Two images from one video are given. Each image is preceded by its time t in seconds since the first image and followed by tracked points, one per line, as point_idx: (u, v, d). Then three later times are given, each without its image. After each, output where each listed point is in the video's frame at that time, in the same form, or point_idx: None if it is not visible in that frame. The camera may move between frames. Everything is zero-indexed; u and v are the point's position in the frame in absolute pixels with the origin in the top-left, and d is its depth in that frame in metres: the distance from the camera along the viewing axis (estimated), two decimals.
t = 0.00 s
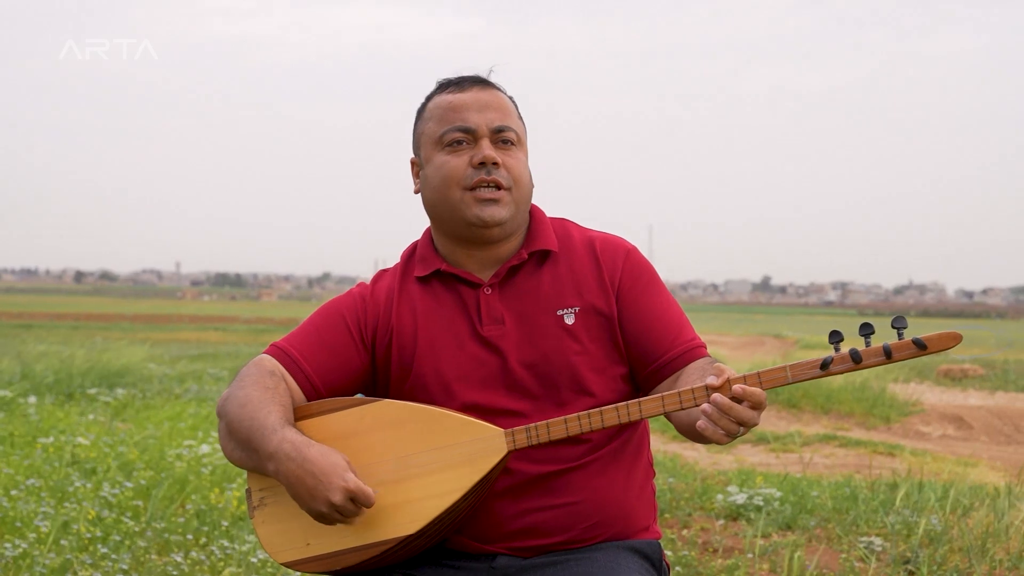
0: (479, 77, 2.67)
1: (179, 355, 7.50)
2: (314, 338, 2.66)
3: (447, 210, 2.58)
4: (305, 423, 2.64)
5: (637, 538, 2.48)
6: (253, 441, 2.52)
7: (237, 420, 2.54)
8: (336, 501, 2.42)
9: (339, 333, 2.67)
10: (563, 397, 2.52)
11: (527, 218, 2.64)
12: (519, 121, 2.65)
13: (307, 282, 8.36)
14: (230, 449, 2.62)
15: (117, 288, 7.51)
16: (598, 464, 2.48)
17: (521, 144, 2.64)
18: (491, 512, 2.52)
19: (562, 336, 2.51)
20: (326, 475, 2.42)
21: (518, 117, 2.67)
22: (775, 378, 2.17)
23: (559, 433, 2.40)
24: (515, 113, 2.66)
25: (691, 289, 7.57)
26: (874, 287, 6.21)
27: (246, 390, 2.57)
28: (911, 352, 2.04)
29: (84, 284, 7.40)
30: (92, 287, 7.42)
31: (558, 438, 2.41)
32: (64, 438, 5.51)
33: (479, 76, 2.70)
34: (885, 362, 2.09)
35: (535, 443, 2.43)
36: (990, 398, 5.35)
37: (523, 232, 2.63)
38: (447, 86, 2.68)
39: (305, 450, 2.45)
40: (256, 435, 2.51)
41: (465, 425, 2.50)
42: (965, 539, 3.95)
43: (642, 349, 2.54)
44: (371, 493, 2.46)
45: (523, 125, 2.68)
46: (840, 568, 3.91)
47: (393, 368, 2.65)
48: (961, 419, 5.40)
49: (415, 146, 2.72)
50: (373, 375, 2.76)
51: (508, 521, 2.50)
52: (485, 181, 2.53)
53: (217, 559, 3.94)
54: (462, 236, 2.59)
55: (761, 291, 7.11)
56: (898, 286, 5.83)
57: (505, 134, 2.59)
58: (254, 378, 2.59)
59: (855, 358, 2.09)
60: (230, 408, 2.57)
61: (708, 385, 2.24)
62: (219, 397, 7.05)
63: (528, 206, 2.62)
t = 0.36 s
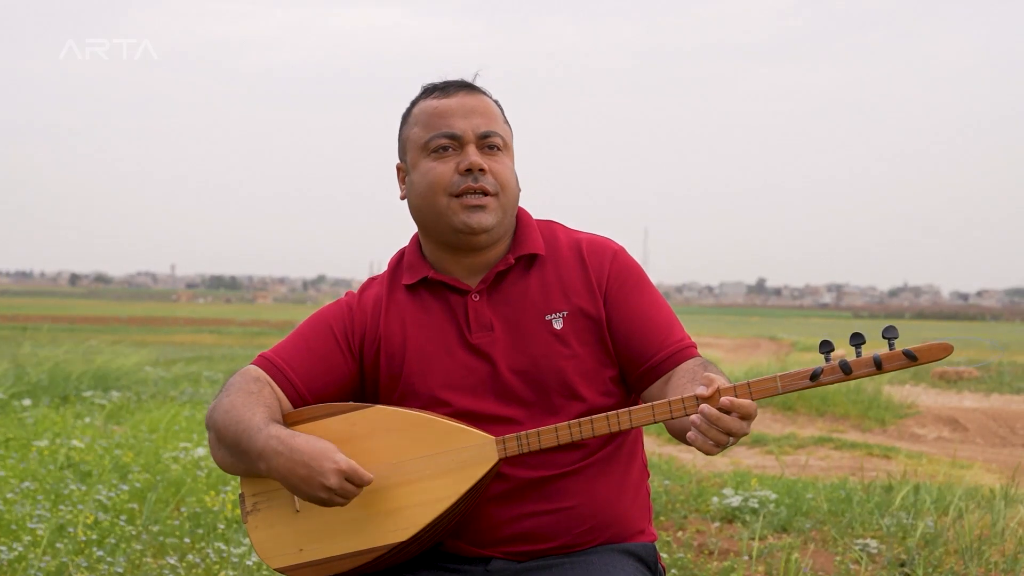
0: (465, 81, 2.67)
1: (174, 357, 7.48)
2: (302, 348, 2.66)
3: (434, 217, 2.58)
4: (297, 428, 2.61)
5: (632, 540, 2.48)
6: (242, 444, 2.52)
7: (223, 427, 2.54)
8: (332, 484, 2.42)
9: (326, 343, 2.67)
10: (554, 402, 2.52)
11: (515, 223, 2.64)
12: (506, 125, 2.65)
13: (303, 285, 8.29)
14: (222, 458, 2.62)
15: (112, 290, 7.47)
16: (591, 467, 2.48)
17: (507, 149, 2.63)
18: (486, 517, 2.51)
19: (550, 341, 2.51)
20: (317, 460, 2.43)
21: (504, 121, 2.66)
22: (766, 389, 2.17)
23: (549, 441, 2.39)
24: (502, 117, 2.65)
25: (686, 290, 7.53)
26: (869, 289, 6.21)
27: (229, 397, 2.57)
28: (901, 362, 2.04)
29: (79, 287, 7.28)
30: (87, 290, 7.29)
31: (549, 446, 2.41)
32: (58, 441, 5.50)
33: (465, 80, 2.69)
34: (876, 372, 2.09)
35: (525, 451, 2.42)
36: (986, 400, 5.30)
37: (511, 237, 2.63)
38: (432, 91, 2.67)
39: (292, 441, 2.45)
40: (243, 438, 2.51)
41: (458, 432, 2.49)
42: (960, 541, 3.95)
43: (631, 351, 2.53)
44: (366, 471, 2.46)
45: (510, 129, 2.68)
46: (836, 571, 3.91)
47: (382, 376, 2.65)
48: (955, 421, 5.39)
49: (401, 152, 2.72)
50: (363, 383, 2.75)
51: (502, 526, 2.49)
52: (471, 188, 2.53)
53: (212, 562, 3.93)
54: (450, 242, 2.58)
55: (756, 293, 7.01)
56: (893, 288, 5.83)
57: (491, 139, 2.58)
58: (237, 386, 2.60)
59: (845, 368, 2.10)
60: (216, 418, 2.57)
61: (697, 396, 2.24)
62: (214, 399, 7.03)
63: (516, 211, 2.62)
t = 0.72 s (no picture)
0: (466, 84, 2.66)
1: (173, 358, 7.48)
2: (304, 349, 2.66)
3: (436, 222, 2.58)
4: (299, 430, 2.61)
5: (633, 541, 2.48)
6: (244, 445, 2.51)
7: (225, 427, 2.54)
8: (331, 492, 2.42)
9: (328, 343, 2.67)
10: (555, 404, 2.52)
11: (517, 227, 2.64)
12: (507, 129, 2.64)
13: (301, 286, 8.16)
14: (222, 457, 2.62)
15: (111, 290, 7.47)
16: (594, 469, 2.48)
17: (509, 152, 2.63)
18: (487, 518, 2.51)
19: (552, 343, 2.51)
20: (319, 467, 2.42)
21: (506, 125, 2.66)
22: (773, 401, 2.17)
23: (555, 448, 2.39)
24: (503, 121, 2.65)
25: (685, 290, 7.47)
26: (868, 290, 6.22)
27: (232, 397, 2.56)
28: (909, 377, 2.05)
29: (78, 287, 7.30)
30: (86, 290, 7.31)
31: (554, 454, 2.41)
32: (58, 442, 5.50)
33: (466, 83, 2.69)
34: (884, 386, 2.10)
35: (531, 457, 2.42)
36: (984, 401, 5.31)
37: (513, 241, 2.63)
38: (432, 94, 2.67)
39: (294, 447, 2.45)
40: (245, 439, 2.51)
41: (461, 435, 2.49)
42: (960, 542, 3.96)
43: (632, 353, 2.53)
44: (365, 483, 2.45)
45: (511, 132, 2.68)
46: (836, 571, 3.93)
47: (383, 377, 2.65)
48: (955, 422, 5.41)
49: (403, 155, 2.72)
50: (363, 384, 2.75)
51: (503, 527, 2.49)
52: (474, 193, 2.53)
53: (211, 563, 3.93)
54: (452, 247, 2.58)
55: (755, 295, 7.05)
56: (892, 289, 5.85)
57: (493, 144, 2.58)
58: (240, 385, 2.59)
59: (853, 381, 2.11)
60: (218, 417, 2.56)
61: (704, 406, 2.22)
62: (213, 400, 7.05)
63: (518, 215, 2.62)
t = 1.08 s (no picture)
0: (480, 83, 2.67)
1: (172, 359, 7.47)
2: (313, 346, 2.66)
3: (443, 217, 2.58)
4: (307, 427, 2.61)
5: (636, 542, 2.49)
6: (260, 442, 2.52)
7: (239, 423, 2.54)
8: (352, 489, 2.44)
9: (337, 340, 2.67)
10: (560, 406, 2.52)
11: (524, 226, 2.64)
12: (519, 128, 2.64)
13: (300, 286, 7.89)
14: (235, 453, 2.62)
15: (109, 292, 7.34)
16: (599, 470, 2.49)
17: (520, 152, 2.63)
18: (492, 518, 2.52)
19: (559, 346, 2.51)
20: (338, 465, 2.44)
21: (518, 124, 2.66)
22: (784, 404, 2.19)
23: (564, 448, 2.39)
24: (515, 120, 2.65)
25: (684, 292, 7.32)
26: (867, 291, 6.23)
27: (244, 393, 2.56)
28: (920, 383, 2.08)
29: (77, 288, 7.25)
30: (84, 291, 7.26)
31: (562, 454, 2.41)
32: (58, 442, 5.50)
33: (480, 82, 2.69)
34: (895, 392, 2.13)
35: (539, 458, 2.43)
36: (982, 403, 5.35)
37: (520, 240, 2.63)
38: (446, 92, 2.67)
39: (313, 443, 2.46)
40: (261, 435, 2.51)
41: (469, 435, 2.49)
42: (959, 543, 3.96)
43: (637, 358, 2.53)
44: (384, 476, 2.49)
45: (523, 132, 2.68)
46: (835, 572, 3.93)
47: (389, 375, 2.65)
48: (954, 423, 5.41)
49: (414, 152, 2.72)
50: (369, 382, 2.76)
51: (506, 526, 2.50)
52: (481, 190, 2.53)
53: (211, 564, 3.93)
54: (459, 243, 2.59)
55: (754, 296, 6.91)
56: (892, 290, 5.86)
57: (503, 142, 2.58)
58: (251, 382, 2.59)
59: (865, 388, 2.13)
60: (231, 413, 2.56)
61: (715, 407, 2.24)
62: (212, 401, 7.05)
63: (526, 214, 2.62)
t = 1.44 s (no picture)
0: (475, 79, 2.67)
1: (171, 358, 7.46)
2: (309, 342, 2.66)
3: (427, 209, 2.59)
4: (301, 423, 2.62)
5: (631, 540, 2.48)
6: (252, 434, 2.52)
7: (232, 416, 2.54)
8: (342, 483, 2.43)
9: (333, 336, 2.66)
10: (553, 407, 2.52)
11: (517, 221, 2.62)
12: (512, 124, 2.63)
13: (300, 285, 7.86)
14: (228, 446, 2.62)
15: (108, 292, 7.34)
16: (593, 469, 2.48)
17: (512, 147, 2.61)
18: (486, 517, 2.51)
19: (553, 347, 2.51)
20: (329, 458, 2.43)
21: (513, 121, 2.66)
22: (769, 406, 2.17)
23: (551, 447, 2.39)
24: (509, 116, 2.64)
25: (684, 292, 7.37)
26: (867, 291, 6.23)
27: (238, 387, 2.57)
28: (905, 386, 2.06)
29: (76, 287, 7.21)
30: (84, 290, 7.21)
31: (549, 452, 2.41)
32: (58, 441, 5.49)
33: (477, 79, 2.69)
34: (881, 395, 2.11)
35: (525, 457, 2.42)
36: (982, 402, 5.32)
37: (510, 234, 2.61)
38: (444, 88, 2.68)
39: (304, 437, 2.46)
40: (254, 428, 2.51)
41: (460, 433, 2.49)
42: (958, 544, 3.96)
43: (632, 361, 2.53)
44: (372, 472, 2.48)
45: (519, 129, 2.67)
46: (834, 572, 3.93)
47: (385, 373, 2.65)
48: (953, 424, 5.41)
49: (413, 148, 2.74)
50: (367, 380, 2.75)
51: (500, 525, 2.49)
52: (463, 182, 2.53)
53: (210, 562, 3.92)
54: (444, 235, 2.59)
55: (753, 295, 6.94)
56: (891, 290, 5.85)
57: (491, 135, 2.58)
58: (247, 375, 2.60)
59: (850, 390, 2.11)
60: (225, 406, 2.56)
61: (701, 410, 2.24)
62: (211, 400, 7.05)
63: (515, 208, 2.60)
